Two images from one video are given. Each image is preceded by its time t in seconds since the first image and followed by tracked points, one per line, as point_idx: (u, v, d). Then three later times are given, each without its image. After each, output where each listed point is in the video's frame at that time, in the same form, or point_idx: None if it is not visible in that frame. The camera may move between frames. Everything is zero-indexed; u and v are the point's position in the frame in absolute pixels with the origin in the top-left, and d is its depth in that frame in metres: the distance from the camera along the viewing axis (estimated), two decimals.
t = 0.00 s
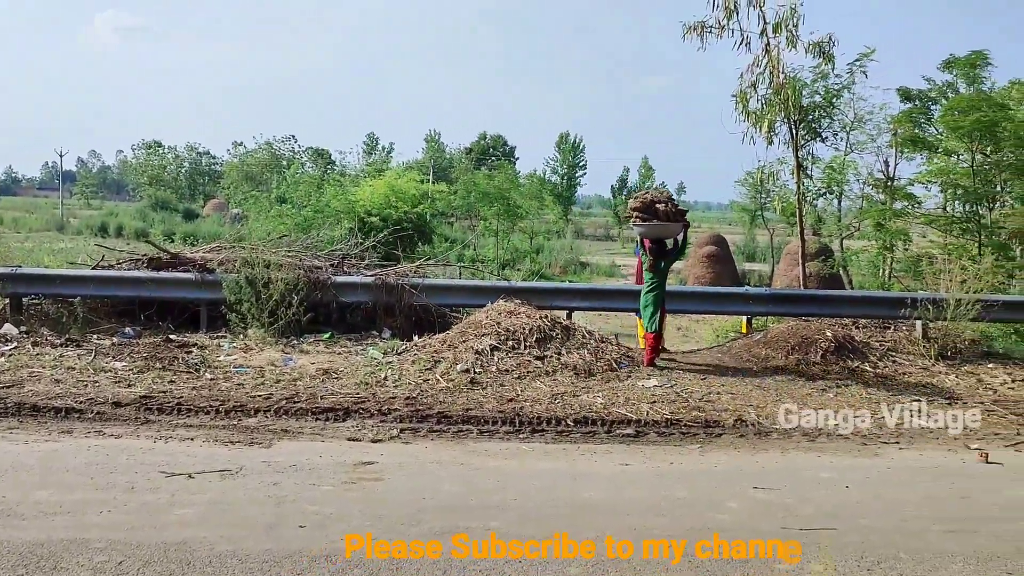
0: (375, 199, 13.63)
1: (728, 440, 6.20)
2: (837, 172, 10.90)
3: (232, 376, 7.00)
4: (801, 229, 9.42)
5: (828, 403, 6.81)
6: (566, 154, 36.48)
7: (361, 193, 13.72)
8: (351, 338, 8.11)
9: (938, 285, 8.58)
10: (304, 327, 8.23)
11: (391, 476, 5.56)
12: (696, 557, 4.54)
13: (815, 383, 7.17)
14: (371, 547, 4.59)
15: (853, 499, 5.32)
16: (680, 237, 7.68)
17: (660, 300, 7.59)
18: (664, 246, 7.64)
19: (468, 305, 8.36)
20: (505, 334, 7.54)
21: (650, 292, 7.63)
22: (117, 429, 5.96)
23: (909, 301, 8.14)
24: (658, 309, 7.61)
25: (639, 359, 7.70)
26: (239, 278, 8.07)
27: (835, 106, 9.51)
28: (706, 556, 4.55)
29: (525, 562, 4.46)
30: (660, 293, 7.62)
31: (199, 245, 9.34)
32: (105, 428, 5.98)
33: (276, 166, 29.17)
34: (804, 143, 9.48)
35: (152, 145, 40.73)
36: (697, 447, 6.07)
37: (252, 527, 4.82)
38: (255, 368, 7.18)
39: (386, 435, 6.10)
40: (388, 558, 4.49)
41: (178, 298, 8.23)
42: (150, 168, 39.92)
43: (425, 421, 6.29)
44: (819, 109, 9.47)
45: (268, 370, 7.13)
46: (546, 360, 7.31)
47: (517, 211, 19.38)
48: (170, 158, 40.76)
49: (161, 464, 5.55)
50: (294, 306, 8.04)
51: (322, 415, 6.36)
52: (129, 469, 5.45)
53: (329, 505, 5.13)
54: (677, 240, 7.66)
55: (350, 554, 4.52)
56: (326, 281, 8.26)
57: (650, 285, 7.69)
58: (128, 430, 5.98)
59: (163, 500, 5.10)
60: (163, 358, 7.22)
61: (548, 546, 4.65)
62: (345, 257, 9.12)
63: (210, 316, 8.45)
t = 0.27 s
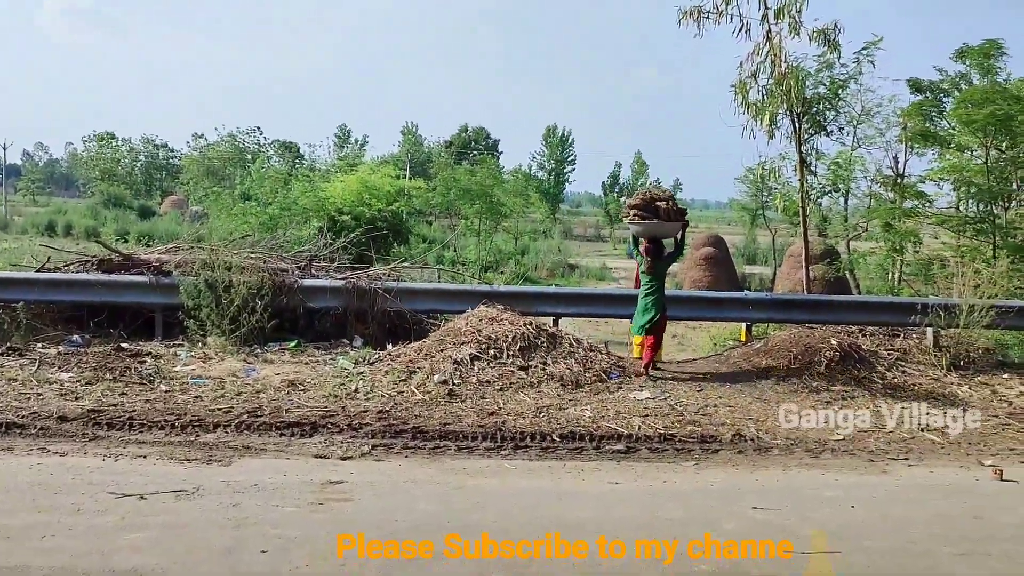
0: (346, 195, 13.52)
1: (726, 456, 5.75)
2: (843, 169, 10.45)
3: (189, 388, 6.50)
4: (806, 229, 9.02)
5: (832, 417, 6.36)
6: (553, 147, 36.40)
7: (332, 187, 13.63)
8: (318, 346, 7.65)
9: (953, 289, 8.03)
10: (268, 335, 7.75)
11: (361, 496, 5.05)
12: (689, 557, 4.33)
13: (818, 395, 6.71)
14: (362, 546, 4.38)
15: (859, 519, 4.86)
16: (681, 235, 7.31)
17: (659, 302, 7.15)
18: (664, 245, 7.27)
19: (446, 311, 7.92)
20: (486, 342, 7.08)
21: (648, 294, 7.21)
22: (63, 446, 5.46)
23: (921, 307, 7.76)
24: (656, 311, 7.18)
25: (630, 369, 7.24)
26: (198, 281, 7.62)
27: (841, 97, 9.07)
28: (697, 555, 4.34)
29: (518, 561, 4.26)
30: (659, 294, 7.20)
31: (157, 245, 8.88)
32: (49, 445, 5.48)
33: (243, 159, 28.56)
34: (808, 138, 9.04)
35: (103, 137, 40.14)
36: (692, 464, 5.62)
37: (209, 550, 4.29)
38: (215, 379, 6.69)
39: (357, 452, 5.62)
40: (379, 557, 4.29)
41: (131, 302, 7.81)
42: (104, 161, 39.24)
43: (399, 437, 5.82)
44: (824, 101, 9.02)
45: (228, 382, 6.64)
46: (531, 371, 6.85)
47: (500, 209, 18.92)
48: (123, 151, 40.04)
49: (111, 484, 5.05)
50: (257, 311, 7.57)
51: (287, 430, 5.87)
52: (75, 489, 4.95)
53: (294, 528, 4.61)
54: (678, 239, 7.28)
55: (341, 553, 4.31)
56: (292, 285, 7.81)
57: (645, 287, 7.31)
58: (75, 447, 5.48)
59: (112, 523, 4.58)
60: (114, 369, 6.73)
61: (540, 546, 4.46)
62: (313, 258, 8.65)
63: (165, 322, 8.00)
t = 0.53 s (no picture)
0: (301, 181, 13.60)
1: (743, 486, 4.90)
2: (879, 152, 9.53)
3: (114, 407, 5.67)
4: (836, 220, 8.24)
5: (865, 441, 5.52)
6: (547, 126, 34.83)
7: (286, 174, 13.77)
8: (266, 358, 6.87)
9: (1006, 294, 7.12)
10: (209, 344, 6.96)
11: (316, 534, 4.18)
12: (683, 556, 4.02)
13: (849, 415, 5.90)
14: (355, 547, 4.04)
15: (891, 558, 4.03)
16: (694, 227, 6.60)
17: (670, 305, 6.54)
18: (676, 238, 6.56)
19: (413, 316, 7.17)
20: (463, 352, 6.25)
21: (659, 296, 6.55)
22: None
23: (969, 312, 6.96)
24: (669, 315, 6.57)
25: (632, 385, 6.36)
26: (125, 282, 6.84)
27: (876, 68, 8.24)
28: (690, 555, 4.03)
29: (512, 565, 3.91)
30: (672, 296, 6.57)
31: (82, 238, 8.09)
32: None
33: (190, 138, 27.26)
34: (840, 115, 8.21)
35: (15, 112, 39.16)
36: (704, 495, 4.77)
37: None
38: (146, 397, 5.85)
39: (311, 482, 4.77)
40: (373, 557, 3.95)
41: (50, 306, 7.05)
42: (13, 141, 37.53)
43: (362, 464, 4.99)
44: (857, 73, 8.18)
45: (161, 400, 5.81)
46: (516, 387, 6.01)
47: (480, 197, 17.66)
48: (36, 128, 39.18)
49: (19, 521, 4.20)
50: (195, 317, 6.79)
51: (228, 456, 5.03)
52: None
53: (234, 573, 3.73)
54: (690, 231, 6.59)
55: (334, 554, 3.96)
56: (235, 286, 7.06)
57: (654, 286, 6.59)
58: None
59: (20, 568, 3.72)
60: (26, 385, 5.89)
61: (533, 547, 4.10)
62: (260, 255, 7.91)
63: (87, 329, 7.23)
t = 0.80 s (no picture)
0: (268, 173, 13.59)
1: (738, 497, 4.61)
2: (882, 143, 9.22)
3: (67, 416, 5.36)
4: (837, 215, 7.91)
5: (868, 450, 5.24)
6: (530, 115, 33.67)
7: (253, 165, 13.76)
8: (232, 362, 6.58)
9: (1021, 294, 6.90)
10: (169, 347, 6.67)
11: (283, 550, 3.87)
12: (677, 557, 3.89)
13: (851, 424, 5.62)
14: (348, 547, 3.91)
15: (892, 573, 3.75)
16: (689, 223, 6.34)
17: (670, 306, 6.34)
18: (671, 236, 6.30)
19: (388, 318, 6.90)
20: (441, 357, 5.95)
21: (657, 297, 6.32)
22: None
23: (975, 314, 6.65)
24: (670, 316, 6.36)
25: (622, 391, 6.05)
26: (79, 281, 6.48)
27: (880, 55, 7.92)
28: (682, 555, 3.91)
29: (505, 564, 3.79)
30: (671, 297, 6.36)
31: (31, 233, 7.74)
32: None
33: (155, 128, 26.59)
34: (842, 104, 7.92)
35: None
36: (696, 507, 4.47)
37: None
38: (100, 404, 5.54)
39: (278, 495, 4.46)
40: (366, 558, 3.82)
41: None
42: None
43: (332, 475, 4.69)
44: (861, 60, 7.85)
45: (117, 407, 5.50)
46: (497, 395, 5.71)
47: (460, 191, 17.10)
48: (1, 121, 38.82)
49: None
50: (155, 318, 6.46)
51: (189, 467, 4.73)
52: None
53: None
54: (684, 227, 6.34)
55: (326, 555, 3.82)
56: (197, 285, 6.74)
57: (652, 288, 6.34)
58: None
59: None
60: None
61: (526, 546, 3.98)
62: (223, 251, 7.63)
63: (38, 331, 6.93)
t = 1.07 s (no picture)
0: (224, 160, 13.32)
1: (744, 517, 4.15)
2: (905, 126, 8.72)
3: None
4: (855, 205, 7.41)
5: (886, 465, 4.79)
6: (515, 99, 32.82)
7: (208, 151, 13.49)
8: (184, 369, 6.18)
9: None
10: (111, 353, 6.33)
11: None
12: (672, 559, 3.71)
13: (866, 437, 5.17)
14: (339, 547, 3.72)
15: None
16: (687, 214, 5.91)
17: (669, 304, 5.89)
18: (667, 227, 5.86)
19: (358, 319, 6.46)
20: (416, 362, 5.50)
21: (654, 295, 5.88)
22: None
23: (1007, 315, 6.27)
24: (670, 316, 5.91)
25: (614, 400, 5.60)
26: (13, 279, 6.17)
27: (901, 30, 7.44)
28: (676, 556, 3.72)
29: (498, 566, 3.61)
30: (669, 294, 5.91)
31: None
32: None
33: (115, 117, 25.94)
34: (858, 82, 7.49)
35: None
36: (698, 527, 4.01)
37: None
38: (37, 415, 5.10)
39: (234, 516, 4.00)
40: (358, 558, 3.64)
41: None
42: None
43: (294, 494, 4.24)
44: (879, 35, 7.38)
45: (56, 419, 5.06)
46: (477, 405, 5.25)
47: (437, 179, 16.87)
48: None
49: None
50: (96, 320, 6.14)
51: (135, 485, 4.28)
52: None
53: None
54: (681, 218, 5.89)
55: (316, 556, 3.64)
56: (144, 284, 6.35)
57: (649, 285, 5.90)
58: None
59: None
60: None
61: (518, 546, 3.81)
62: (174, 247, 7.25)
63: None
